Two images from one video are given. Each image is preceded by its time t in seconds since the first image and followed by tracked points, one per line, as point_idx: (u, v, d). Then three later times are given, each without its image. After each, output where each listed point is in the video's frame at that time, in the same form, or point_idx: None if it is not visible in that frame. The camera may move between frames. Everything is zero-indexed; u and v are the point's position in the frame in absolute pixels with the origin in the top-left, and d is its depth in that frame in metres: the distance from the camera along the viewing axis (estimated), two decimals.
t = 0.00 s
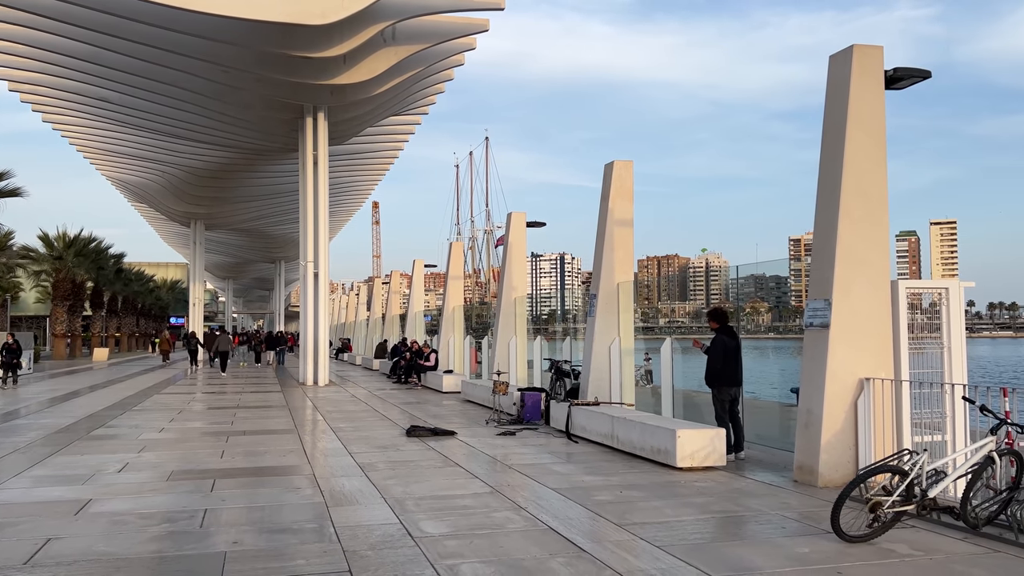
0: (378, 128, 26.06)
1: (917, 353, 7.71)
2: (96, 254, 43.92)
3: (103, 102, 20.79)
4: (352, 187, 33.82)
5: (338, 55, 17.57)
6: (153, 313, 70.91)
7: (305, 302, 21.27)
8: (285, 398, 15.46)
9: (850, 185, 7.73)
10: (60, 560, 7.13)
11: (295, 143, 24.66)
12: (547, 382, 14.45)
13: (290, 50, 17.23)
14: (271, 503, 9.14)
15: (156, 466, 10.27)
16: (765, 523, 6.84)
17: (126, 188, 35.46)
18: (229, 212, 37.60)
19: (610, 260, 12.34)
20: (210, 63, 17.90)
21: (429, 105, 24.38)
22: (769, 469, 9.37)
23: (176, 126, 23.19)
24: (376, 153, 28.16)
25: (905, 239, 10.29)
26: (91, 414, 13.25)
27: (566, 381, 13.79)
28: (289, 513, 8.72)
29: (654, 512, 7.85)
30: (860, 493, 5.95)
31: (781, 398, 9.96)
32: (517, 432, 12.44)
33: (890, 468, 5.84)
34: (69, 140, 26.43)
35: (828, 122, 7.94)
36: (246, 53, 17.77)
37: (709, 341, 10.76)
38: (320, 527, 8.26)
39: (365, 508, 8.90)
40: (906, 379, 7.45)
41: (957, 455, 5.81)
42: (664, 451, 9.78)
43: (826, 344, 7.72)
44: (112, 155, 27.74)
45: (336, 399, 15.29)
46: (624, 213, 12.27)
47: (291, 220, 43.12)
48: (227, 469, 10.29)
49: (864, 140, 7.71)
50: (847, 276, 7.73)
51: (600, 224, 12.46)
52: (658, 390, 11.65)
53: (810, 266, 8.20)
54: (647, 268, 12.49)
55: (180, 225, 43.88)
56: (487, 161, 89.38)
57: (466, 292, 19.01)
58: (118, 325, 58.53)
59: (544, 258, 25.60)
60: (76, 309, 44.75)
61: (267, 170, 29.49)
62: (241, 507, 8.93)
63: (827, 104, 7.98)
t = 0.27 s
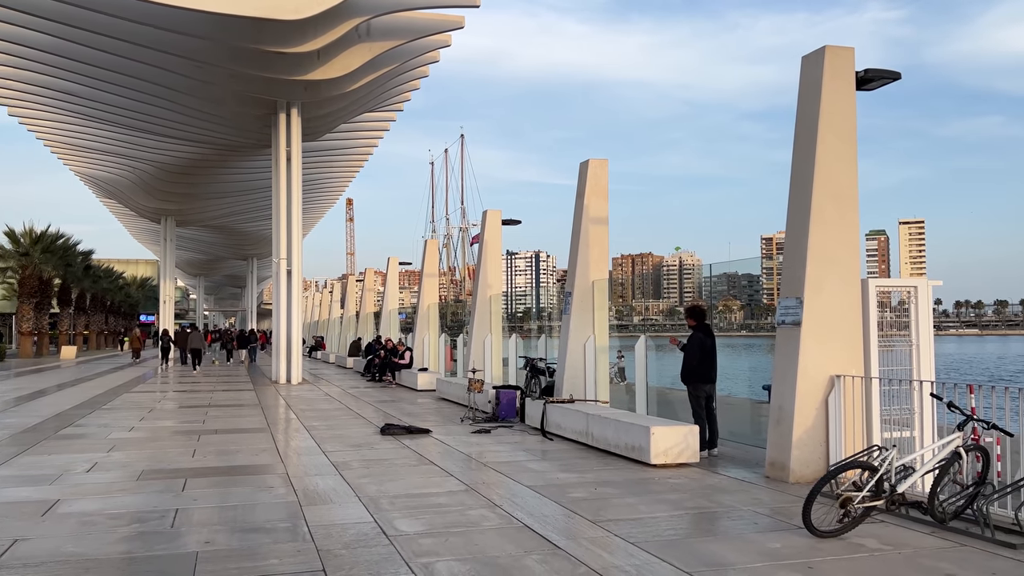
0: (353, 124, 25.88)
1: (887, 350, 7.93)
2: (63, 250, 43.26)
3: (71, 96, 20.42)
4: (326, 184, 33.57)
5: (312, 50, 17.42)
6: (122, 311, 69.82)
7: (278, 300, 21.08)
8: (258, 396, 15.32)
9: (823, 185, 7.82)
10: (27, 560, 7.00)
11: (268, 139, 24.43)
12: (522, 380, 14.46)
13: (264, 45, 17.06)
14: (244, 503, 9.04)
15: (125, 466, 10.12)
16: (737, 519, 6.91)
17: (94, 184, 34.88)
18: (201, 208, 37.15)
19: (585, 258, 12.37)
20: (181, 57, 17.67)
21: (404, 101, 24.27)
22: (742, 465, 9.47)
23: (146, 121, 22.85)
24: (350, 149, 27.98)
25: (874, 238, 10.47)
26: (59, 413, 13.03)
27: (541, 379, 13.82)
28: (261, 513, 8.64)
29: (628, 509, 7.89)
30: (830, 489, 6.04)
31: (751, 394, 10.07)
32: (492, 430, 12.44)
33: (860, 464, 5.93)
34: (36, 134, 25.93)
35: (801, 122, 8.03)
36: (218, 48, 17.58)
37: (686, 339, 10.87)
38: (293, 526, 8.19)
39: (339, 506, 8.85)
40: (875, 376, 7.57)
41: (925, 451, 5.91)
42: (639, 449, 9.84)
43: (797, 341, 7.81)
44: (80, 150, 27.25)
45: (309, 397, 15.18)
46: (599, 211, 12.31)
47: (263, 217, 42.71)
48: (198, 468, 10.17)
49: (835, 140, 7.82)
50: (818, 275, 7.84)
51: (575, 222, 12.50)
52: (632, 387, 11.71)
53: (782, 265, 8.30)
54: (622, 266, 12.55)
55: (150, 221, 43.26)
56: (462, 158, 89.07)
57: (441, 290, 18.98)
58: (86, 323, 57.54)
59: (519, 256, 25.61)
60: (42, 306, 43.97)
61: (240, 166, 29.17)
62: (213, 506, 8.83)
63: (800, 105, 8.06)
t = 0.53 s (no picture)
0: (323, 120, 25.65)
1: (853, 347, 8.06)
2: (24, 246, 42.37)
3: (33, 89, 19.99)
4: (296, 180, 33.25)
5: (281, 45, 17.24)
6: (86, 308, 68.54)
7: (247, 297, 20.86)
8: (227, 394, 15.14)
9: (791, 185, 7.93)
10: None
11: (236, 134, 24.14)
12: (494, 377, 14.47)
13: (232, 39, 16.86)
14: (212, 502, 8.93)
15: (90, 465, 9.94)
16: (707, 514, 6.99)
17: (57, 178, 34.17)
18: (167, 204, 36.58)
19: (557, 256, 12.39)
20: (148, 50, 17.38)
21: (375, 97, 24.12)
22: (712, 461, 9.57)
23: (111, 115, 22.44)
24: (321, 145, 27.75)
25: (841, 237, 10.64)
26: (21, 412, 12.76)
27: (513, 377, 13.83)
28: (230, 512, 8.53)
29: (599, 505, 7.94)
30: (798, 484, 6.13)
31: (719, 391, 10.18)
32: (463, 428, 12.43)
33: (827, 460, 6.03)
34: None
35: (770, 122, 8.13)
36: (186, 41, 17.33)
37: (658, 336, 10.77)
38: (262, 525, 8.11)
39: (309, 505, 8.77)
40: (842, 373, 7.69)
41: (889, 447, 6.03)
42: (610, 445, 9.89)
43: (765, 338, 7.91)
44: (42, 144, 26.68)
45: (279, 395, 15.04)
46: (572, 209, 12.36)
47: (232, 213, 42.20)
48: (166, 468, 10.02)
49: (803, 141, 7.93)
50: (786, 273, 7.94)
51: (547, 220, 12.52)
52: (603, 384, 11.77)
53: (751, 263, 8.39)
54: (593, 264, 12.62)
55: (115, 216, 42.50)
56: (435, 153, 88.58)
57: (412, 287, 18.93)
58: (49, 321, 56.37)
59: (491, 254, 25.58)
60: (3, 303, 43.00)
61: (207, 162, 28.78)
62: (180, 506, 8.71)
63: (769, 105, 8.17)
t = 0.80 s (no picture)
0: (290, 115, 25.34)
1: (816, 344, 8.21)
2: None
3: None
4: (261, 175, 32.82)
5: (246, 38, 17.01)
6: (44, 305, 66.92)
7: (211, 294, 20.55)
8: (191, 392, 14.90)
9: (757, 184, 8.03)
10: None
11: (199, 128, 23.76)
12: (462, 375, 14.46)
13: (196, 31, 16.60)
14: (175, 502, 8.77)
15: (48, 465, 9.71)
16: (673, 509, 7.05)
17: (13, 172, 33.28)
18: (129, 198, 35.86)
19: (527, 254, 12.35)
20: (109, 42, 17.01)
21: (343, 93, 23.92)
22: (678, 457, 9.67)
23: (71, 108, 21.92)
24: (287, 140, 27.43)
25: (805, 236, 10.80)
26: None
27: (482, 374, 13.82)
28: (194, 512, 8.40)
29: (567, 502, 7.97)
30: (763, 479, 6.22)
31: (685, 387, 10.31)
32: (431, 425, 12.39)
33: (791, 455, 6.12)
34: None
35: (736, 122, 8.22)
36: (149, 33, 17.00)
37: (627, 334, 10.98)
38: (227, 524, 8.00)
39: (275, 504, 8.68)
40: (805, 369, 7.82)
41: (851, 442, 6.14)
42: (578, 442, 9.94)
43: (730, 335, 8.01)
44: None
45: (244, 393, 14.84)
46: (540, 207, 12.36)
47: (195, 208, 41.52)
48: (127, 467, 9.83)
49: (768, 141, 8.03)
50: (751, 271, 8.04)
51: (516, 217, 12.52)
52: (571, 381, 11.82)
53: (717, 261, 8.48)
54: (561, 261, 12.66)
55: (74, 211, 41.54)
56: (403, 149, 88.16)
57: (380, 284, 18.82)
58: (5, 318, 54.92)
59: (459, 250, 25.52)
60: None
61: (170, 156, 28.27)
62: (142, 506, 8.55)
63: (735, 105, 8.26)
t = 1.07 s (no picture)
0: (252, 109, 24.99)
1: (777, 341, 8.30)
2: None
3: None
4: (222, 170, 32.31)
5: (207, 31, 16.73)
6: None
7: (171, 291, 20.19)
8: (149, 391, 14.63)
9: (719, 182, 8.11)
10: None
11: (158, 121, 23.32)
12: (427, 372, 14.42)
13: (155, 23, 16.30)
14: (134, 502, 8.61)
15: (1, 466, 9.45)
16: (637, 504, 7.11)
17: None
18: (85, 193, 35.03)
19: (492, 251, 12.43)
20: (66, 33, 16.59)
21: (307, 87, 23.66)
22: (642, 452, 9.76)
23: (24, 100, 21.33)
24: (249, 135, 27.05)
25: (766, 234, 10.96)
26: None
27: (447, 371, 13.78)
28: (153, 512, 8.25)
29: (532, 498, 7.99)
30: (725, 474, 6.31)
31: (648, 383, 10.37)
32: (396, 423, 12.33)
33: (752, 450, 6.22)
34: None
35: (699, 120, 8.30)
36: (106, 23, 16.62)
37: (591, 330, 10.90)
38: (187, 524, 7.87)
39: (237, 503, 8.56)
40: (766, 366, 7.94)
41: (810, 437, 6.26)
42: (542, 438, 9.98)
43: (693, 332, 8.09)
44: None
45: (204, 391, 14.61)
46: (506, 204, 12.38)
47: (155, 203, 40.74)
48: (84, 467, 9.62)
49: (731, 140, 8.12)
50: (713, 269, 8.13)
51: (481, 214, 12.52)
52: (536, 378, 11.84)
53: (680, 259, 8.57)
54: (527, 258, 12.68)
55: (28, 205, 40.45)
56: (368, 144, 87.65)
57: (345, 281, 18.70)
58: None
59: (425, 247, 25.41)
60: None
61: (128, 150, 27.68)
62: (99, 506, 8.36)
63: (698, 104, 8.34)
